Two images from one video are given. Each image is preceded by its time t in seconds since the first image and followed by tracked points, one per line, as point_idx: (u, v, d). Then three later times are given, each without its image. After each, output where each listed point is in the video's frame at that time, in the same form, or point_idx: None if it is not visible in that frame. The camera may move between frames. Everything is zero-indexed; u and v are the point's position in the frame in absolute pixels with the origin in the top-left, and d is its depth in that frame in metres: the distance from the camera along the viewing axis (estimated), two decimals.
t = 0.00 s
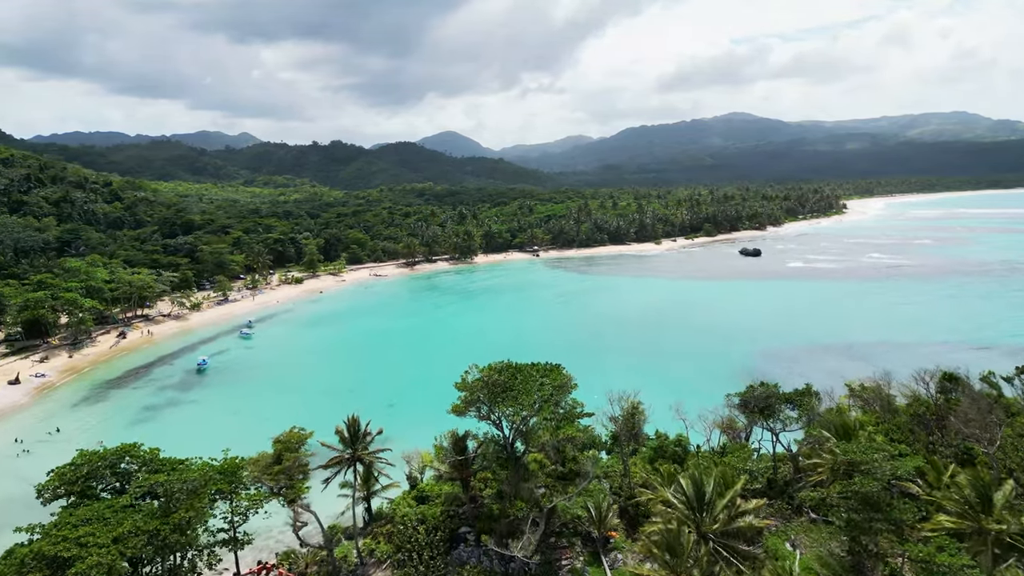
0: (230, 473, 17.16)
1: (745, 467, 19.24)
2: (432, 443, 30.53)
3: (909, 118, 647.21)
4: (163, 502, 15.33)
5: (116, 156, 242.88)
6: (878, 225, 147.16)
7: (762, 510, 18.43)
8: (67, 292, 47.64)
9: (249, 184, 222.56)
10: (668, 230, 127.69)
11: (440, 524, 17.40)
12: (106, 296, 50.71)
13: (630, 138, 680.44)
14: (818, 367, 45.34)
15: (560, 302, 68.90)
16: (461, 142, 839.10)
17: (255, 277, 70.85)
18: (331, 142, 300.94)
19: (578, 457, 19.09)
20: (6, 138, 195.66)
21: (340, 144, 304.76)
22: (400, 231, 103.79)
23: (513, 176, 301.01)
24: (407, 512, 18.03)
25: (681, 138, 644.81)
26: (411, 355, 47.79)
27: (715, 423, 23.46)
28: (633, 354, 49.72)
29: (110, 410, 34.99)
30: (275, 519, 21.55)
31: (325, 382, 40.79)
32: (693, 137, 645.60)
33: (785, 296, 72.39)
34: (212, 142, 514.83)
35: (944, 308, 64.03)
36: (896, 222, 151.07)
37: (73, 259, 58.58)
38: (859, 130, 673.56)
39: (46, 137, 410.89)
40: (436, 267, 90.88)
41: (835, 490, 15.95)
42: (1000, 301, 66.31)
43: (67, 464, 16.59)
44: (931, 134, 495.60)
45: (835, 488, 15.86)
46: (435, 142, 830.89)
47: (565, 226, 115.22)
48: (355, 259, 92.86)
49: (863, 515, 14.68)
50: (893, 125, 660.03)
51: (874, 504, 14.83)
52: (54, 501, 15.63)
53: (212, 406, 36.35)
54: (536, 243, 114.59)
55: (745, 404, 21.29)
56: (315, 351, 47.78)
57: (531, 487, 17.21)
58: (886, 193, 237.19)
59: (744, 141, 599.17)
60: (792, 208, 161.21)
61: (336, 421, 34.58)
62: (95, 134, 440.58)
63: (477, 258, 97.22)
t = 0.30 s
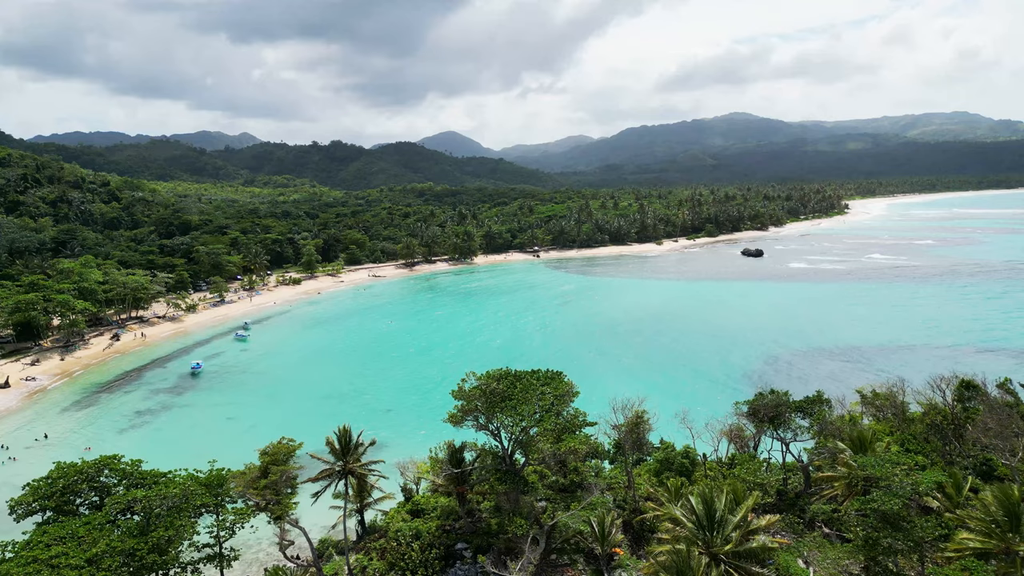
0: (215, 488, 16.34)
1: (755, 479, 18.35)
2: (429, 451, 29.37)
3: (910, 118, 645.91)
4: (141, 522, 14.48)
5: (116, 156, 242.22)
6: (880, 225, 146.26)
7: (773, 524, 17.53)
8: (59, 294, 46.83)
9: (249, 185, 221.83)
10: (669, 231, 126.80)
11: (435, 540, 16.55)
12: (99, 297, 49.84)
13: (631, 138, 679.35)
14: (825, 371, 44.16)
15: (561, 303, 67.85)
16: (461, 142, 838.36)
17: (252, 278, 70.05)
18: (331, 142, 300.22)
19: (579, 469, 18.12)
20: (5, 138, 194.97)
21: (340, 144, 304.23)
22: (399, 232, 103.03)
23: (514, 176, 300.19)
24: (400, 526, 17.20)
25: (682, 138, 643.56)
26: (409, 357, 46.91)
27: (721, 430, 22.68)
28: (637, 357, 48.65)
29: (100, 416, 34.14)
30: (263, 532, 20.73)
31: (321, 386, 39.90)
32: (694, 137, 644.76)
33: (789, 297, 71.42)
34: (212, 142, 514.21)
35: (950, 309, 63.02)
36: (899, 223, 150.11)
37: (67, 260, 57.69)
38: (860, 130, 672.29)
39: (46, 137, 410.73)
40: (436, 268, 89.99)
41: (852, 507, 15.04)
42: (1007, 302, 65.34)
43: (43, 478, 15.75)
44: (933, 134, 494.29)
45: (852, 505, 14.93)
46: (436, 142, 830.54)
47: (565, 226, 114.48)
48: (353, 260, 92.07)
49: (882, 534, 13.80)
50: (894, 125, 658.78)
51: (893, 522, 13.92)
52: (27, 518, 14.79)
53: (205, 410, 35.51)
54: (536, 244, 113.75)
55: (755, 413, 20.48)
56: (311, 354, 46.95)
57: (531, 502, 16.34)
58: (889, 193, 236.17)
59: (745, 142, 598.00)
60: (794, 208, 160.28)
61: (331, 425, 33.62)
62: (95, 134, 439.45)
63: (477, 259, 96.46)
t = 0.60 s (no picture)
0: (198, 504, 15.53)
1: (766, 492, 17.49)
2: (426, 459, 28.44)
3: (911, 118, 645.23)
4: (117, 540, 13.60)
5: (115, 155, 241.47)
6: (882, 225, 145.60)
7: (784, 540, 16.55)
8: (51, 296, 45.92)
9: (248, 185, 221.07)
10: (670, 231, 126.06)
11: (429, 558, 15.79)
12: (92, 299, 49.00)
13: (631, 138, 678.45)
14: (832, 374, 43.20)
15: (561, 305, 66.89)
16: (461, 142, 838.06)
17: (250, 279, 69.31)
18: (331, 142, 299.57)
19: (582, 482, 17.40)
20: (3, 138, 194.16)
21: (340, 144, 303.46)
22: (398, 232, 102.18)
23: (515, 176, 299.56)
24: (393, 543, 16.32)
25: (682, 138, 642.70)
26: (408, 360, 46.09)
27: (728, 439, 21.88)
28: (639, 360, 47.80)
29: (89, 422, 33.18)
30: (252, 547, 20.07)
31: (316, 390, 39.03)
32: (694, 136, 643.75)
33: (792, 299, 70.50)
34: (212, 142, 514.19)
35: (956, 311, 62.01)
36: (901, 223, 149.40)
37: (60, 261, 56.90)
38: (861, 130, 671.37)
39: (46, 137, 410.29)
40: (435, 269, 89.15)
41: (870, 526, 14.18)
42: (1013, 303, 64.61)
43: (16, 494, 14.87)
44: (933, 134, 494.27)
45: (872, 524, 14.01)
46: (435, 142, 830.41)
47: (566, 227, 113.65)
48: (352, 261, 91.40)
49: (904, 555, 12.86)
50: (895, 125, 658.01)
51: (917, 542, 12.97)
52: None
53: (198, 415, 34.69)
54: (536, 244, 113.08)
55: (764, 422, 19.72)
56: (309, 357, 46.15)
57: (530, 517, 15.48)
58: (890, 193, 235.47)
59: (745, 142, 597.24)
60: (796, 208, 159.60)
61: (326, 431, 32.74)
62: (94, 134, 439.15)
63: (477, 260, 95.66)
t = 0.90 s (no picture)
0: (179, 521, 14.76)
1: (779, 508, 16.59)
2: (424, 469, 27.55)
3: (912, 118, 644.41)
4: (90, 560, 12.70)
5: (114, 155, 240.64)
6: (885, 225, 144.72)
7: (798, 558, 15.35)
8: (42, 297, 45.08)
9: (247, 185, 220.17)
10: (671, 232, 125.23)
11: None
12: (85, 300, 48.15)
13: (631, 138, 677.45)
14: (839, 377, 42.15)
15: (562, 306, 66.02)
16: (461, 142, 837.21)
17: (246, 280, 68.46)
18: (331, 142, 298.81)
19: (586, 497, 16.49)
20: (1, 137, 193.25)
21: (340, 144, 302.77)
22: (398, 232, 101.36)
23: (515, 175, 298.78)
24: (385, 560, 15.50)
25: (683, 138, 641.67)
26: (408, 363, 45.25)
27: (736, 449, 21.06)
28: (642, 362, 46.90)
29: (77, 428, 32.27)
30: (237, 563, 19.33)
31: (312, 393, 38.12)
32: (694, 136, 643.09)
33: (796, 299, 69.44)
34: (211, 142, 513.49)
35: (964, 312, 60.88)
36: (903, 223, 148.55)
37: (53, 261, 56.00)
38: (862, 130, 670.40)
39: (45, 137, 409.57)
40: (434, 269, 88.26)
41: (892, 546, 13.16)
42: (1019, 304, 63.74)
43: None
44: (934, 134, 493.77)
45: (894, 546, 12.94)
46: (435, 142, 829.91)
47: (567, 227, 112.78)
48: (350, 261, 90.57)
49: None
50: (895, 125, 657.24)
51: (944, 565, 11.87)
52: None
53: (190, 420, 33.82)
54: (537, 244, 112.23)
55: (775, 432, 18.90)
56: (306, 360, 45.32)
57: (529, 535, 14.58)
58: (892, 193, 234.51)
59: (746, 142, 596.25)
60: (798, 208, 158.71)
61: (320, 436, 31.83)
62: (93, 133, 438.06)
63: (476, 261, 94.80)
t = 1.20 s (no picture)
0: (156, 541, 13.83)
1: (791, 524, 15.76)
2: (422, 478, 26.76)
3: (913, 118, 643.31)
4: None
5: (114, 155, 239.88)
6: (887, 225, 143.70)
7: None
8: (34, 299, 44.25)
9: (246, 185, 219.35)
10: (673, 232, 124.34)
11: None
12: (77, 302, 47.36)
13: (632, 138, 676.43)
14: (845, 380, 41.22)
15: (562, 307, 65.11)
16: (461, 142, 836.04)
17: (243, 281, 67.68)
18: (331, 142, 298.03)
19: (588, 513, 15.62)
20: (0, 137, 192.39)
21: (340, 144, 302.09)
22: (397, 233, 100.58)
23: (515, 175, 297.88)
24: None
25: (683, 138, 640.58)
26: (406, 365, 44.44)
27: (744, 459, 20.29)
28: (645, 363, 46.01)
29: (64, 435, 31.27)
30: None
31: (307, 397, 37.29)
32: (695, 136, 642.32)
33: (799, 301, 68.53)
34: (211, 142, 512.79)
35: (969, 314, 59.99)
36: (906, 223, 147.58)
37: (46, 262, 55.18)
38: (863, 130, 669.32)
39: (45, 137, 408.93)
40: (433, 270, 87.55)
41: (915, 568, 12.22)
42: None
43: None
44: (934, 134, 492.93)
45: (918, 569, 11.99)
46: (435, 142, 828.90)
47: (567, 227, 112.01)
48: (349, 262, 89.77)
49: None
50: (896, 125, 656.25)
51: None
52: None
53: (182, 425, 32.94)
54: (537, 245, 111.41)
55: (785, 442, 18.11)
56: (303, 362, 44.56)
57: (529, 554, 13.71)
58: (893, 193, 233.51)
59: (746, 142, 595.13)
60: (799, 208, 157.79)
61: (316, 442, 31.03)
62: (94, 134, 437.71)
63: (476, 261, 94.05)
